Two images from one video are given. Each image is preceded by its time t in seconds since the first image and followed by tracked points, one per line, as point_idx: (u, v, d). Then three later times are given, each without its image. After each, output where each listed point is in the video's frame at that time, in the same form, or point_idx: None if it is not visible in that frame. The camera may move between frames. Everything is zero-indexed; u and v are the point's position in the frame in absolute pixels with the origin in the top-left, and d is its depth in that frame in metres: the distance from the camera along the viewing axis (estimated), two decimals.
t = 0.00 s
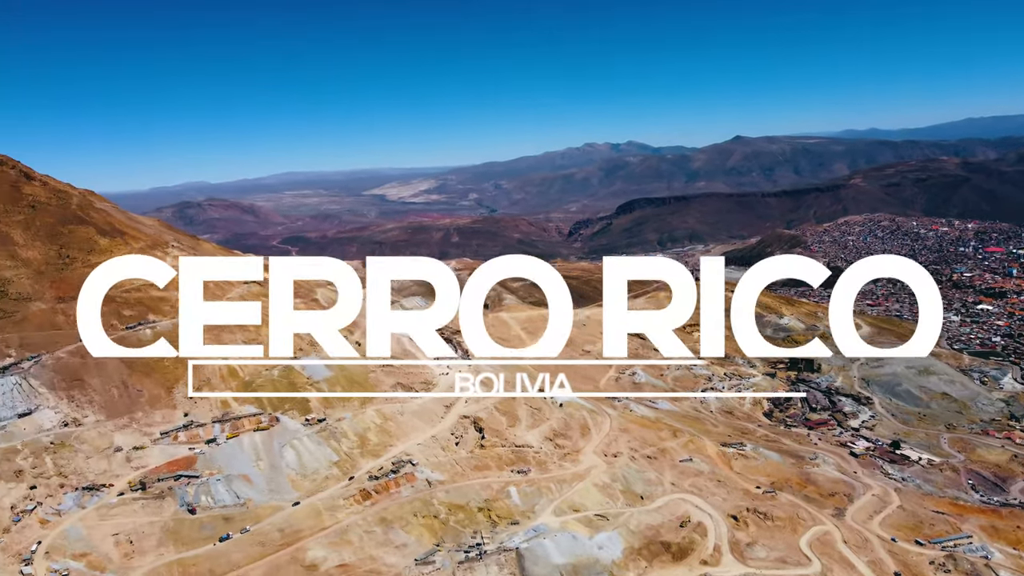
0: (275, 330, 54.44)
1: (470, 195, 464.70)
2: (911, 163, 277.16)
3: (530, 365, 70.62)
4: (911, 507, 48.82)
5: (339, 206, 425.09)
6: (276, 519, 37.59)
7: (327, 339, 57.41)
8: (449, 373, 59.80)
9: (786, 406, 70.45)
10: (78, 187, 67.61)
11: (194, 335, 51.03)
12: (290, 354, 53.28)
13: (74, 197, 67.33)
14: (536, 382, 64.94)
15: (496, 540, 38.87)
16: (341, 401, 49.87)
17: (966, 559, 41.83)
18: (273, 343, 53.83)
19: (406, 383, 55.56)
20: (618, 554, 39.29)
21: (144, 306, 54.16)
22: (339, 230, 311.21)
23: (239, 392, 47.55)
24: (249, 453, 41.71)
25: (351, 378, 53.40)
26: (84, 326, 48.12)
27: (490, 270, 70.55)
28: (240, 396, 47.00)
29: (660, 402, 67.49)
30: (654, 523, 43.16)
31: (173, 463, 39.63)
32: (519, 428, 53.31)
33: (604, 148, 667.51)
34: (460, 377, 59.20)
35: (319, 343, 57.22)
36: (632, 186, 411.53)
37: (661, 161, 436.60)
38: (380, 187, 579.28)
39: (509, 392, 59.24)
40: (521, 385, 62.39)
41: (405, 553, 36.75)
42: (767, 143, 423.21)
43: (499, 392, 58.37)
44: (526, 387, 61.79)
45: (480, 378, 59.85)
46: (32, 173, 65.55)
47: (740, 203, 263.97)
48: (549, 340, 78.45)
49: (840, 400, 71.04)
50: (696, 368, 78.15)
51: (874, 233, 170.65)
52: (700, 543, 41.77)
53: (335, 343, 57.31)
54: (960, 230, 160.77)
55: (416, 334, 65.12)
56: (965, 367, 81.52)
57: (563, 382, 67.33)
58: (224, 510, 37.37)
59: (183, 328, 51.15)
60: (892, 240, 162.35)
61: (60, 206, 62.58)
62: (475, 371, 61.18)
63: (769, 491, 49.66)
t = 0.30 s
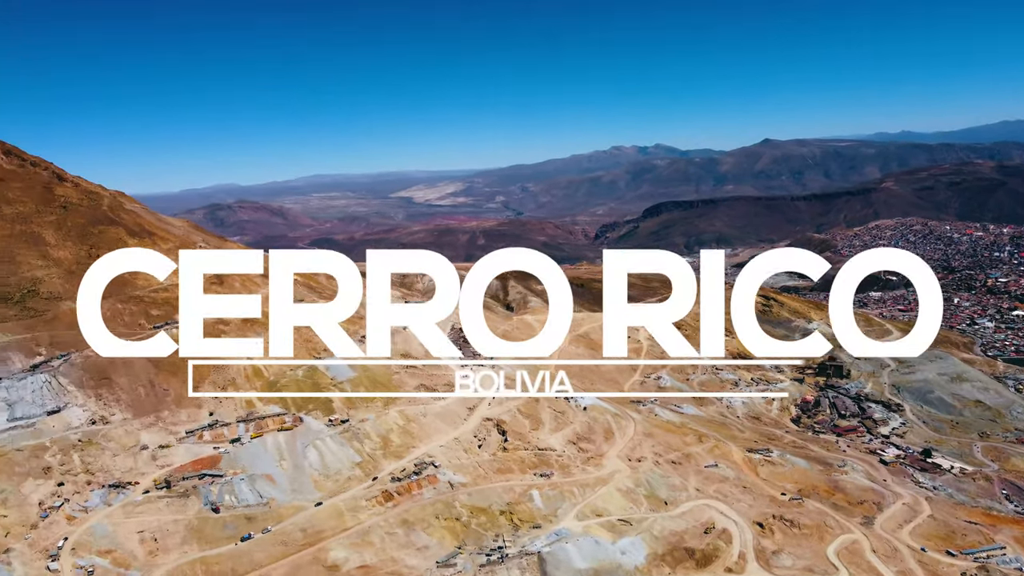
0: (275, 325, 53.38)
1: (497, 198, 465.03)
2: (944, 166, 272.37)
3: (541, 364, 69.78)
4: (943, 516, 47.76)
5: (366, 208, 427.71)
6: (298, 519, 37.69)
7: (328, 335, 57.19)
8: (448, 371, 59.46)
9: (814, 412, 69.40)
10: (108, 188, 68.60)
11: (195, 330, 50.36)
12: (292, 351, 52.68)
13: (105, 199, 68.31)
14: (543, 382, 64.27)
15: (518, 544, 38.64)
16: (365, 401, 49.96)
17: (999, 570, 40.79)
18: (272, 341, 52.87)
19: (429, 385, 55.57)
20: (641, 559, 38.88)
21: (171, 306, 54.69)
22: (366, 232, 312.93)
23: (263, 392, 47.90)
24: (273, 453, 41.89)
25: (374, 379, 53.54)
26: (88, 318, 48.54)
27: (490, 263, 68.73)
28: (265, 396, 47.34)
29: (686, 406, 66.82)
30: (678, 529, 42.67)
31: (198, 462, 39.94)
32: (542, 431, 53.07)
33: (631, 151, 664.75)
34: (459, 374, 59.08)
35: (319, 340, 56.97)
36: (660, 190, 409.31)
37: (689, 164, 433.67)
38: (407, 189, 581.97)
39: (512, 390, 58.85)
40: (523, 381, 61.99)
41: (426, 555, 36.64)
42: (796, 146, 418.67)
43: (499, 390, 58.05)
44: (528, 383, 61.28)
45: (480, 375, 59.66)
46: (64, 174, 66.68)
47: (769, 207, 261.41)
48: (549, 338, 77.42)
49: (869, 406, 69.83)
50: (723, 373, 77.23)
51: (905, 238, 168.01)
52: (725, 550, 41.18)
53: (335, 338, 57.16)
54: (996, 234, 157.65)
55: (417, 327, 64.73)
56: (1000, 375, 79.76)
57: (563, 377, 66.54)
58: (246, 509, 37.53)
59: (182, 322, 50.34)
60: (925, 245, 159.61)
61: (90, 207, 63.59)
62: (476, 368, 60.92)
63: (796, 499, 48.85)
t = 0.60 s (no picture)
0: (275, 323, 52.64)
1: (523, 201, 464.72)
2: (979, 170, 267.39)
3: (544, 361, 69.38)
4: (975, 527, 46.66)
5: (393, 211, 429.58)
6: (320, 519, 37.77)
7: (329, 332, 56.19)
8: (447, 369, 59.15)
9: (842, 419, 68.28)
10: (138, 190, 69.54)
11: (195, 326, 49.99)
12: (291, 352, 51.94)
13: (134, 201, 69.24)
14: (545, 380, 63.88)
15: (540, 548, 38.36)
16: (387, 403, 50.02)
17: None
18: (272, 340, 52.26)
19: (452, 388, 55.49)
20: (664, 566, 38.43)
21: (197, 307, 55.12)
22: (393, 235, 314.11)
23: (287, 392, 48.15)
24: (296, 454, 42.06)
25: (397, 381, 53.60)
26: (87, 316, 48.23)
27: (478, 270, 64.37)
28: (288, 396, 47.55)
29: (711, 412, 66.10)
30: (703, 536, 42.15)
31: (221, 462, 40.21)
32: (565, 435, 52.77)
33: (658, 155, 661.28)
34: (459, 373, 58.73)
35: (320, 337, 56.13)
36: (687, 193, 406.57)
37: (716, 168, 430.29)
38: (434, 192, 583.83)
39: (512, 389, 58.66)
40: (529, 381, 61.64)
41: (447, 558, 36.50)
42: (826, 150, 413.50)
43: (499, 389, 57.80)
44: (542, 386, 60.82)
45: (480, 374, 59.33)
46: (95, 176, 67.78)
47: (798, 211, 258.52)
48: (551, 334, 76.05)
49: (899, 414, 68.52)
50: (749, 378, 76.24)
51: (938, 242, 165.00)
52: (750, 558, 40.58)
53: (335, 334, 56.29)
54: None
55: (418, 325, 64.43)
56: None
57: (563, 374, 66.18)
58: (270, 510, 37.69)
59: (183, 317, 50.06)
60: (958, 250, 156.69)
61: (120, 208, 64.54)
62: (476, 367, 60.61)
63: (823, 507, 48.00)
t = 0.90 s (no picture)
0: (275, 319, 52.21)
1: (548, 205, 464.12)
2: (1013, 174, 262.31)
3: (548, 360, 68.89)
4: (1008, 538, 45.52)
5: (418, 215, 431.12)
6: (342, 522, 37.78)
7: (329, 328, 55.58)
8: (446, 366, 58.07)
9: (871, 426, 67.12)
10: (165, 193, 70.38)
11: (195, 321, 49.77)
12: (292, 350, 51.70)
13: (162, 203, 70.06)
14: (546, 377, 62.90)
15: (561, 553, 38.04)
16: (409, 406, 50.06)
17: None
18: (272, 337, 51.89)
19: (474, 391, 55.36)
20: (687, 573, 37.91)
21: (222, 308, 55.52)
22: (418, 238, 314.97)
23: (310, 393, 48.38)
24: (318, 455, 42.17)
25: (420, 383, 53.58)
26: (83, 312, 47.63)
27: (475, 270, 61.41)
28: (311, 398, 47.83)
29: (737, 418, 65.35)
30: (727, 544, 41.58)
31: (244, 463, 40.41)
32: (588, 439, 52.41)
33: (685, 159, 657.28)
34: (459, 370, 57.66)
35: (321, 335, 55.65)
36: (713, 197, 403.53)
37: (743, 172, 426.64)
38: (459, 196, 584.97)
39: (511, 388, 58.10)
40: (552, 386, 61.34)
41: (468, 562, 36.32)
42: (856, 153, 408.34)
43: (498, 387, 57.16)
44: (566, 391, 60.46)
45: (479, 372, 58.37)
46: (124, 179, 68.76)
47: (826, 215, 255.39)
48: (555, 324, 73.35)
49: (930, 421, 67.19)
50: (775, 384, 75.23)
51: (971, 247, 161.80)
52: (775, 566, 39.93)
53: (336, 330, 55.68)
54: None
55: (417, 322, 62.71)
56: None
57: (564, 373, 64.98)
58: (292, 511, 37.81)
59: (182, 312, 49.89)
60: (991, 255, 153.69)
61: (148, 211, 65.36)
62: (476, 365, 59.61)
63: (851, 515, 47.14)
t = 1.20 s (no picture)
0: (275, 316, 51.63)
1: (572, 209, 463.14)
2: None
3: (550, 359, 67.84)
4: None
5: (442, 218, 432.27)
6: (362, 524, 37.76)
7: (328, 326, 54.91)
8: (446, 365, 57.18)
9: (899, 434, 65.94)
10: (191, 196, 71.11)
11: (195, 320, 49.73)
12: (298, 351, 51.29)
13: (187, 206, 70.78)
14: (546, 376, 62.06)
15: (582, 559, 37.69)
16: (430, 409, 50.10)
17: None
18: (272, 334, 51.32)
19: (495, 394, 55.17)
20: None
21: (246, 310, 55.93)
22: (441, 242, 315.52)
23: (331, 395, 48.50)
24: (339, 458, 42.24)
25: (441, 387, 53.52)
26: (85, 312, 46.87)
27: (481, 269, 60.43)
28: (332, 400, 48.01)
29: (761, 424, 64.59)
30: (750, 551, 41.03)
31: (266, 464, 40.57)
32: (610, 444, 52.01)
33: (710, 163, 652.77)
34: (459, 369, 56.67)
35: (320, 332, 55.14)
36: (739, 202, 400.26)
37: (769, 176, 422.75)
38: (483, 199, 586.26)
39: (511, 388, 57.32)
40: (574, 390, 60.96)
41: (488, 566, 36.12)
42: (884, 157, 403.03)
43: (499, 387, 56.35)
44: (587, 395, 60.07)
45: (479, 371, 57.41)
46: (150, 181, 69.60)
47: (854, 220, 252.23)
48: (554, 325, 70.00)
49: (960, 429, 65.85)
50: (801, 391, 74.19)
51: (1002, 252, 158.26)
52: None
53: (334, 328, 54.97)
54: None
55: (417, 319, 61.84)
56: None
57: (563, 373, 63.60)
58: (313, 512, 37.89)
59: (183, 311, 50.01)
60: None
61: (174, 213, 66.07)
62: (475, 364, 58.58)
63: (878, 524, 46.26)
